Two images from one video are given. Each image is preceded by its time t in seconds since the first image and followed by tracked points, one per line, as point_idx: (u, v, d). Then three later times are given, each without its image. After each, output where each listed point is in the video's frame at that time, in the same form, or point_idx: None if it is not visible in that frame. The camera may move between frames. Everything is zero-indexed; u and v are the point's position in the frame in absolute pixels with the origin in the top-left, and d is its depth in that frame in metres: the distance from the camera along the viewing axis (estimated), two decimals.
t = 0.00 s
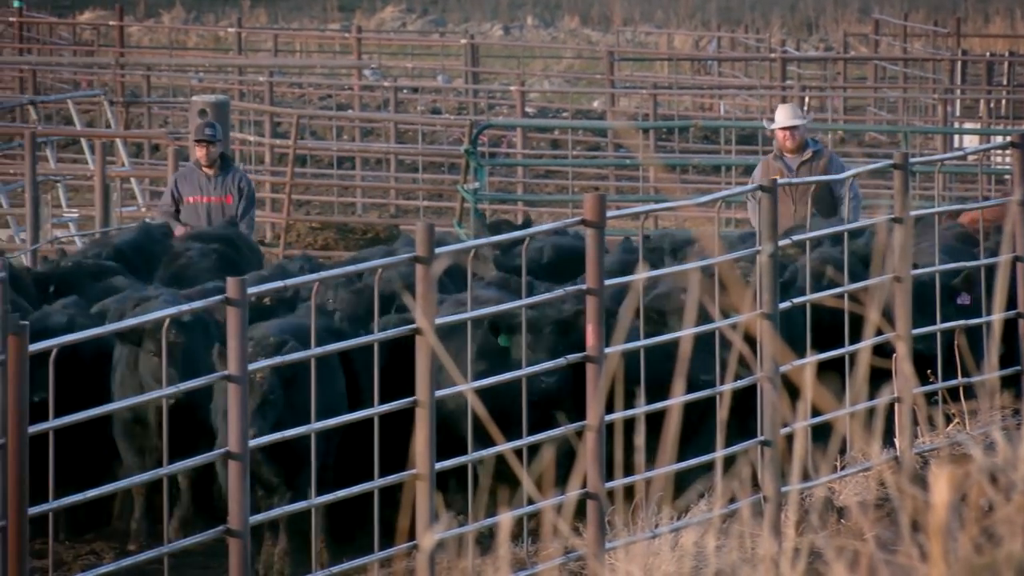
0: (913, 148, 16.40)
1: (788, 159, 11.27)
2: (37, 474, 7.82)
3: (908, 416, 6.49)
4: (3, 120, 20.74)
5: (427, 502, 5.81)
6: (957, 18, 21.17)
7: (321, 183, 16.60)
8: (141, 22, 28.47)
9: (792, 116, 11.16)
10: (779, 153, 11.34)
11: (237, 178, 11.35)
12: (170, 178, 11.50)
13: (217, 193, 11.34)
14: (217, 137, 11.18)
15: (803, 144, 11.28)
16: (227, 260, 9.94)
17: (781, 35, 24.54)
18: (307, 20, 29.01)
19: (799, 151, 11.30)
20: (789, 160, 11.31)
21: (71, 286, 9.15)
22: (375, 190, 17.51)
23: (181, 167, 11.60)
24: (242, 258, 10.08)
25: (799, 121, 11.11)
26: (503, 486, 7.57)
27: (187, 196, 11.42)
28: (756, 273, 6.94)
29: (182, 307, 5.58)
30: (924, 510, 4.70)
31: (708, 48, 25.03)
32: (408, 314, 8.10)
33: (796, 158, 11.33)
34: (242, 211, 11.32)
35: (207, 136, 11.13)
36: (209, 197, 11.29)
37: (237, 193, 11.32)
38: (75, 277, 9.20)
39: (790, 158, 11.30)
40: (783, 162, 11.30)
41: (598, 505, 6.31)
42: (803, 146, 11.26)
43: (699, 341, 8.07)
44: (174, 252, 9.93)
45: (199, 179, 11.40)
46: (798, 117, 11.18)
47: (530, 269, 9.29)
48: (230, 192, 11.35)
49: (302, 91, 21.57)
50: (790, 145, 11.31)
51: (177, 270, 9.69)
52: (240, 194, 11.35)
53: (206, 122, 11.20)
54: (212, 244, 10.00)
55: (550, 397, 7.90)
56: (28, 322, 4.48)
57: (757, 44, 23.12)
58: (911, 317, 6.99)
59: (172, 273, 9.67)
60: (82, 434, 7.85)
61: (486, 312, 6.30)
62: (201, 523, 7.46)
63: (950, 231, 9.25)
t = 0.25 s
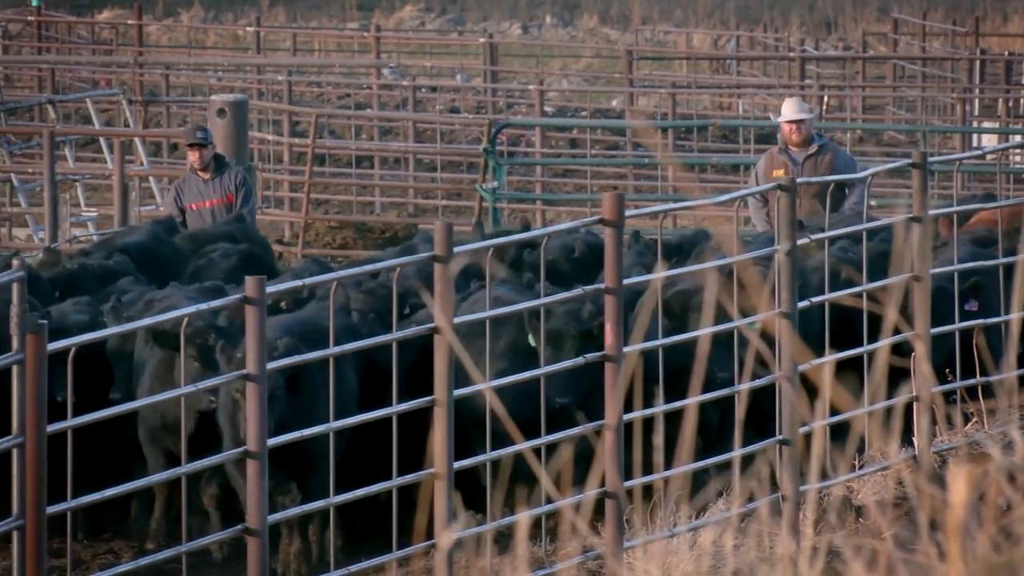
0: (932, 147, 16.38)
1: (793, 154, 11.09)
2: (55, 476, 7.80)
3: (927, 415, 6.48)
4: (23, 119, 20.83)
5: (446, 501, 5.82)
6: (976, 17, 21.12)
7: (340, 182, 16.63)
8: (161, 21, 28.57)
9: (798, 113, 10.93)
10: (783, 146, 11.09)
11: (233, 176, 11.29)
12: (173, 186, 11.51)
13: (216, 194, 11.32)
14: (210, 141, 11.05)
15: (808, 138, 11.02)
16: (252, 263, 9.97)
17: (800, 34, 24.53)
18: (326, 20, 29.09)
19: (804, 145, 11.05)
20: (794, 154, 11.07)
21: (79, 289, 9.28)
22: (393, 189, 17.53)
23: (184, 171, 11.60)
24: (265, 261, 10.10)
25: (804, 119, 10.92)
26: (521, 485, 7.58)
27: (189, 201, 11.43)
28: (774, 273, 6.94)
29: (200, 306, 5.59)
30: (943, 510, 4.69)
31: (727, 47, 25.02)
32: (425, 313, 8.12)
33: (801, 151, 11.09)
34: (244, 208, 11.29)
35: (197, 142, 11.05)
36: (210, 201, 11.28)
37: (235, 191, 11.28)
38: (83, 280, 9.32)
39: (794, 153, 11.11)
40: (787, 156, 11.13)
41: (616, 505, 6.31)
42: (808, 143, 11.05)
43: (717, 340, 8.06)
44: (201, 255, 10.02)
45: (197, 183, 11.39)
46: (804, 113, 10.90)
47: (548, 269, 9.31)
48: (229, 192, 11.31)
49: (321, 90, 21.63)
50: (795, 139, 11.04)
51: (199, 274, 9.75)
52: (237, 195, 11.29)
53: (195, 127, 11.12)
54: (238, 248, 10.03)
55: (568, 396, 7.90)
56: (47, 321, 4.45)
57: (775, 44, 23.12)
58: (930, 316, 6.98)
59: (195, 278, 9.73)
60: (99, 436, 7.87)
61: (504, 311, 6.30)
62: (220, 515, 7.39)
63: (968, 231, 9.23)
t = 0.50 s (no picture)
0: (944, 147, 16.37)
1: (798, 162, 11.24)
2: (65, 476, 7.83)
3: (938, 416, 6.48)
4: (36, 120, 20.89)
5: (457, 502, 5.83)
6: (988, 17, 21.10)
7: (351, 182, 16.66)
8: (173, 22, 28.65)
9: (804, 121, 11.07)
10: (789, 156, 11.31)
11: (232, 164, 11.31)
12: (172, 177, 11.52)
13: (216, 183, 11.33)
14: (208, 131, 11.05)
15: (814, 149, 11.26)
16: (264, 263, 9.84)
17: (812, 34, 24.53)
18: (338, 20, 29.12)
19: (809, 155, 11.28)
20: (799, 164, 11.29)
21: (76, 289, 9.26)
22: (405, 189, 17.57)
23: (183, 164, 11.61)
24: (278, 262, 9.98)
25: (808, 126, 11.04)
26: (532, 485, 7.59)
27: (188, 191, 11.43)
28: (785, 272, 6.93)
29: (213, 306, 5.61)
30: (954, 510, 4.69)
31: (738, 48, 25.04)
32: (438, 312, 8.13)
33: (805, 162, 11.31)
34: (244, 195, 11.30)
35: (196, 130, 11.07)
36: (210, 189, 11.29)
37: (235, 178, 11.29)
38: (84, 280, 9.31)
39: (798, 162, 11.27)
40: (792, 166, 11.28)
41: (627, 505, 6.32)
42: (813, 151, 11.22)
43: (729, 340, 8.08)
44: (214, 254, 9.88)
45: (196, 173, 11.39)
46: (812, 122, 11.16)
47: (561, 268, 9.33)
48: (229, 180, 11.32)
49: (333, 91, 21.67)
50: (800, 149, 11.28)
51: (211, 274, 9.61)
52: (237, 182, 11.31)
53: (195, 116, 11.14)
54: (251, 248, 9.91)
55: (579, 394, 7.93)
56: (59, 322, 4.46)
57: (787, 45, 23.12)
58: (941, 315, 6.98)
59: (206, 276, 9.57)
60: (111, 437, 7.88)
61: (515, 312, 6.31)
62: (236, 516, 7.50)
63: (980, 231, 9.23)
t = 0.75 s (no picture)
0: (950, 148, 16.38)
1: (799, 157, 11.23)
2: (72, 477, 7.82)
3: (944, 415, 6.49)
4: (43, 119, 20.92)
5: (463, 502, 5.84)
6: (994, 17, 21.09)
7: (358, 181, 16.68)
8: (180, 22, 28.71)
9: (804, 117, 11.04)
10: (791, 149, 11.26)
11: (237, 174, 11.24)
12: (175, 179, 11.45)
13: (220, 190, 11.26)
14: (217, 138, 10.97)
15: (817, 143, 11.20)
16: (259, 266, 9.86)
17: (819, 35, 24.53)
18: (344, 20, 29.15)
19: (812, 150, 11.22)
20: (801, 158, 11.24)
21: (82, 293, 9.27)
22: (411, 189, 17.58)
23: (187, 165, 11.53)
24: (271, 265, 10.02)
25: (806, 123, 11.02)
26: (539, 485, 7.60)
27: (190, 195, 11.36)
28: (792, 272, 6.94)
29: (219, 307, 5.62)
30: (961, 510, 4.69)
31: (745, 48, 25.04)
32: (444, 312, 8.15)
33: (808, 156, 11.25)
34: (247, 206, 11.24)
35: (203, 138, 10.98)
36: (213, 197, 11.22)
37: (239, 188, 11.23)
38: (85, 283, 9.33)
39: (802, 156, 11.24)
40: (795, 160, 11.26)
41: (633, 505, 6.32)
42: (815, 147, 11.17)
43: (735, 340, 8.09)
44: (206, 258, 9.91)
45: (200, 178, 11.32)
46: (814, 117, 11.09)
47: (568, 268, 9.35)
48: (233, 189, 11.25)
49: (339, 90, 21.69)
50: (803, 143, 11.23)
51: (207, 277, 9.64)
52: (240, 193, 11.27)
53: (203, 122, 11.05)
54: (245, 251, 9.94)
55: (587, 394, 7.94)
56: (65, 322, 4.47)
57: (794, 45, 23.12)
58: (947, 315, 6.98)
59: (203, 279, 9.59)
60: (117, 437, 7.88)
61: (521, 311, 6.32)
62: (244, 518, 7.53)
63: (988, 231, 9.24)
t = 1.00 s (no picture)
0: (956, 148, 16.36)
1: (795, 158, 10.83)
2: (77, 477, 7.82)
3: (950, 416, 6.49)
4: (49, 120, 20.95)
5: (469, 502, 5.84)
6: (1001, 18, 21.07)
7: (364, 181, 16.68)
8: (186, 21, 28.72)
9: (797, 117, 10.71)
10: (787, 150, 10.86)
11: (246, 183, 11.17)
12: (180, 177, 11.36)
13: (226, 196, 11.18)
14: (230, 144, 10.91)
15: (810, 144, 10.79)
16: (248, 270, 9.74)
17: (825, 35, 24.51)
18: (350, 20, 29.15)
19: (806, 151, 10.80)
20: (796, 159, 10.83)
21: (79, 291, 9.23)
22: (417, 189, 17.59)
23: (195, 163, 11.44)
24: (262, 266, 9.94)
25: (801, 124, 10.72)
26: (545, 485, 7.61)
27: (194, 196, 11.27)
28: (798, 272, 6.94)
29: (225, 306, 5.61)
30: (967, 509, 4.69)
31: (750, 48, 25.02)
32: (450, 311, 8.15)
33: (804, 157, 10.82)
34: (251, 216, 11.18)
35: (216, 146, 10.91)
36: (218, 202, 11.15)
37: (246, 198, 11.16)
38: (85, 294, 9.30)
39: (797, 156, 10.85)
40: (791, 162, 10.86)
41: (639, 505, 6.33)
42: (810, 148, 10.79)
43: (741, 340, 8.09)
44: (196, 259, 9.81)
45: (206, 180, 11.23)
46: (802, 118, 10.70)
47: (574, 268, 9.35)
48: (240, 197, 11.18)
49: (345, 90, 21.70)
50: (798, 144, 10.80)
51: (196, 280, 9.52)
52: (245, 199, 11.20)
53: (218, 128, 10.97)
54: (235, 252, 9.86)
55: (593, 394, 7.94)
56: (71, 322, 4.48)
57: (800, 45, 23.11)
58: (953, 315, 6.98)
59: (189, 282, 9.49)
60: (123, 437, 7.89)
61: (527, 312, 6.32)
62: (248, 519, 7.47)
63: (995, 231, 9.24)
